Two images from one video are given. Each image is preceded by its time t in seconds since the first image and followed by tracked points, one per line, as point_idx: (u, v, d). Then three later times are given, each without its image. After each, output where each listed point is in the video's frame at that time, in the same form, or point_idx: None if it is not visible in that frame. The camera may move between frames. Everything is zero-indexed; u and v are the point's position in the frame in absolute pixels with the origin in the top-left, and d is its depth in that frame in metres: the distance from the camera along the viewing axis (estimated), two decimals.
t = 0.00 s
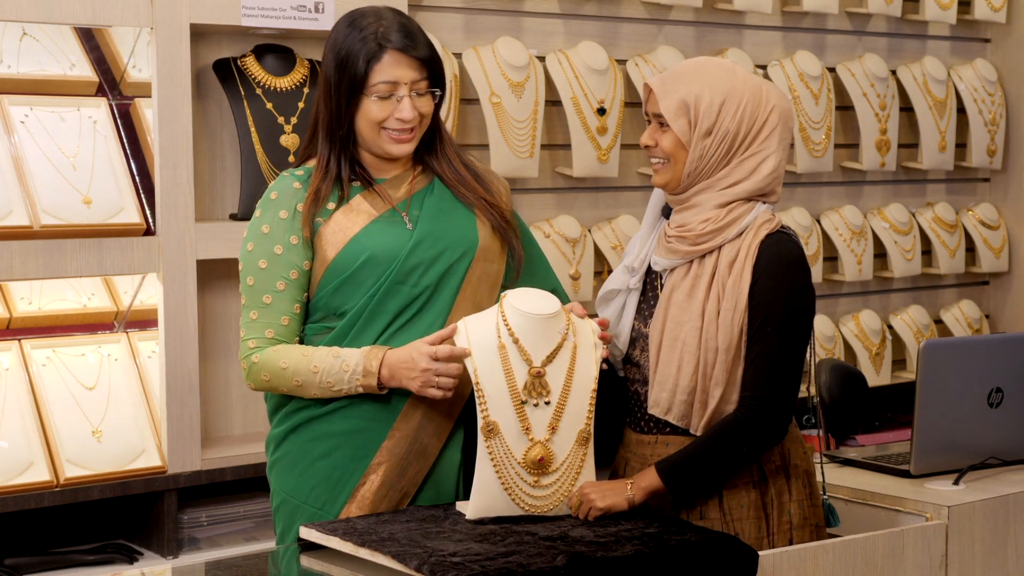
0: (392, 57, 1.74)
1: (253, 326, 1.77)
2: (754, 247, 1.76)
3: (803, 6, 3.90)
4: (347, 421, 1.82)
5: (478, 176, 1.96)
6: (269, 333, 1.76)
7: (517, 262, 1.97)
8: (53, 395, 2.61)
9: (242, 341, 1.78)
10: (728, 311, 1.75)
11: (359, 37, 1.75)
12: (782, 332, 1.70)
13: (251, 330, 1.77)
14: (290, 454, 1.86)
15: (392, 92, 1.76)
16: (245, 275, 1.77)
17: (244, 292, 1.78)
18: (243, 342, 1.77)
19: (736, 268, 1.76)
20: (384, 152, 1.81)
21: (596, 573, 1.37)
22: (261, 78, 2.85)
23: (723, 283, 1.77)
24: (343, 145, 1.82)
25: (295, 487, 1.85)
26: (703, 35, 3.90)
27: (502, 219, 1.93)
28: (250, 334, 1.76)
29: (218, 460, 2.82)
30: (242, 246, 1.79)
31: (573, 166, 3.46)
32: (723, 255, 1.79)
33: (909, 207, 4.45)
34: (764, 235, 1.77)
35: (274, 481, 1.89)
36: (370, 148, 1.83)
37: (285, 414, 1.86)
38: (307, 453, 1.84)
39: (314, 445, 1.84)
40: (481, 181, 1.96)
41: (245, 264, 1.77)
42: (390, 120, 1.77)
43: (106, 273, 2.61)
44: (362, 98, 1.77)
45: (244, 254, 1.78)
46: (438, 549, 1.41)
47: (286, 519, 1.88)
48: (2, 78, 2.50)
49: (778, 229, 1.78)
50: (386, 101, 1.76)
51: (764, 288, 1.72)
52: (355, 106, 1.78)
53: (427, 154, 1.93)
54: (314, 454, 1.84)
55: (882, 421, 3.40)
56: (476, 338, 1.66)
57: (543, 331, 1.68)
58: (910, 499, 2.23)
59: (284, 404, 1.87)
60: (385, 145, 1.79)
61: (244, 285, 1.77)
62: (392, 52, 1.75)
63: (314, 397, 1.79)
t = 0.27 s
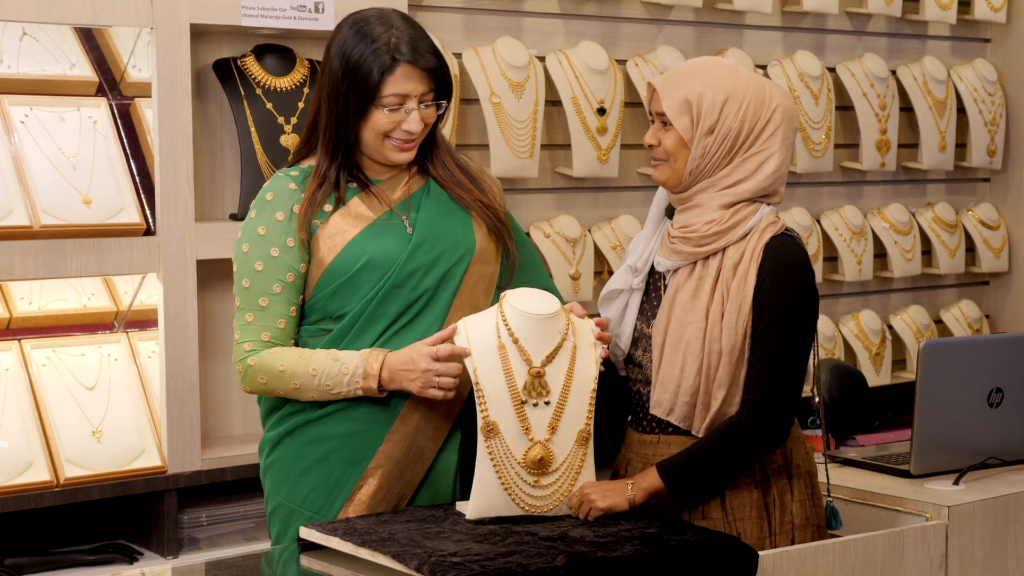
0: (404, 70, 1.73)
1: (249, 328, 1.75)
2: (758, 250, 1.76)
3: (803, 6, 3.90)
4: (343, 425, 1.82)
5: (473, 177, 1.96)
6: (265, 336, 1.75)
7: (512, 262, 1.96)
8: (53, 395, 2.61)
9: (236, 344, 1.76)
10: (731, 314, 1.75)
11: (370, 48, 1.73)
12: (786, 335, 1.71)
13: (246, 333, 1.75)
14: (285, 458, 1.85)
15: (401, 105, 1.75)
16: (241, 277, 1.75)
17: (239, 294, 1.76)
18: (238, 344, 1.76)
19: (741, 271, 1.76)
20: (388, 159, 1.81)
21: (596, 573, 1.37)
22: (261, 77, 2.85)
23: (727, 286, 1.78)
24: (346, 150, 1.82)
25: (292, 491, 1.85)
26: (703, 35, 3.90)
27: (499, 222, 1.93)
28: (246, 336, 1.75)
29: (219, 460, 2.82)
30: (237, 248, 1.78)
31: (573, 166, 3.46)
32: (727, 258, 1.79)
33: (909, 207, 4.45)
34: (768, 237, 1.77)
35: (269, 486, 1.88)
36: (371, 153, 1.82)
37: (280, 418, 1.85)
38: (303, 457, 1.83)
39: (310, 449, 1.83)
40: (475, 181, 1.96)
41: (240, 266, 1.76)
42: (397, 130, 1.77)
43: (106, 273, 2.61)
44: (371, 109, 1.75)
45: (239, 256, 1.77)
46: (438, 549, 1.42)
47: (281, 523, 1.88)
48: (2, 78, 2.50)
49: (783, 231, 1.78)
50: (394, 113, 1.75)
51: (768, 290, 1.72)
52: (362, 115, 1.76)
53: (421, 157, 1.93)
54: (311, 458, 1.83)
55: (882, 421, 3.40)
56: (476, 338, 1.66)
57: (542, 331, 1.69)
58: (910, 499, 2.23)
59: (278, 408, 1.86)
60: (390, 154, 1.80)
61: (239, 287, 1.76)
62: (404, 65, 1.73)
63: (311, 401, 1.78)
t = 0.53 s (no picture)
0: (406, 68, 1.74)
1: (246, 330, 1.75)
2: (766, 252, 1.76)
3: (803, 6, 3.90)
4: (341, 428, 1.82)
5: (467, 175, 1.97)
6: (263, 338, 1.75)
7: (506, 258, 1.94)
8: (53, 395, 2.61)
9: (232, 345, 1.76)
10: (737, 316, 1.75)
11: (367, 51, 1.73)
12: (790, 336, 1.70)
13: (244, 335, 1.75)
14: (283, 460, 1.85)
15: (407, 102, 1.75)
16: (237, 279, 1.75)
17: (235, 296, 1.76)
18: (235, 346, 1.75)
19: (747, 272, 1.76)
20: (395, 158, 1.81)
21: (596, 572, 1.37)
22: (261, 77, 2.85)
23: (733, 287, 1.78)
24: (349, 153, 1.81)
25: (290, 493, 1.85)
26: (703, 35, 3.90)
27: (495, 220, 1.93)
28: (243, 338, 1.74)
29: (218, 460, 2.82)
30: (232, 249, 1.77)
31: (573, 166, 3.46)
32: (733, 260, 1.79)
33: (909, 207, 4.45)
34: (776, 240, 1.77)
35: (266, 490, 1.88)
36: (376, 154, 1.82)
37: (278, 420, 1.85)
38: (301, 460, 1.83)
39: (308, 452, 1.83)
40: (468, 177, 1.96)
41: (236, 267, 1.76)
42: (406, 127, 1.77)
43: (106, 273, 2.61)
44: (377, 110, 1.75)
45: (235, 257, 1.76)
46: (438, 549, 1.42)
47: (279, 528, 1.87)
48: (2, 78, 2.50)
49: (790, 234, 1.79)
50: (401, 111, 1.75)
51: (772, 292, 1.72)
52: (369, 117, 1.76)
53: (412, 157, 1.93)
54: (309, 461, 1.83)
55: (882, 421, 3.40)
56: (476, 338, 1.66)
57: (543, 331, 1.69)
58: (910, 499, 2.23)
59: (275, 411, 1.86)
60: (398, 152, 1.80)
61: (236, 289, 1.75)
62: (405, 62, 1.74)
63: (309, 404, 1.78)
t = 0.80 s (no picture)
0: (404, 58, 1.75)
1: (246, 331, 1.74)
2: (770, 252, 1.75)
3: (803, 6, 3.91)
4: (341, 431, 1.82)
5: (458, 173, 1.98)
6: (262, 339, 1.74)
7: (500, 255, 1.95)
8: (53, 395, 2.62)
9: (231, 347, 1.75)
10: (740, 315, 1.75)
11: (364, 45, 1.73)
12: (792, 336, 1.70)
13: (242, 337, 1.74)
14: (283, 463, 1.84)
15: (406, 93, 1.76)
16: (236, 280, 1.73)
17: (234, 297, 1.75)
18: (234, 348, 1.74)
19: (751, 271, 1.75)
20: (395, 153, 1.80)
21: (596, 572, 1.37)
22: (261, 77, 2.85)
23: (736, 286, 1.77)
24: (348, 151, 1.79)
25: (290, 496, 1.84)
26: (703, 34, 3.90)
27: (488, 216, 1.93)
28: (242, 340, 1.73)
29: (219, 460, 2.82)
30: (229, 249, 1.76)
31: (573, 165, 3.46)
32: (738, 260, 1.79)
33: (909, 207, 4.45)
34: (780, 240, 1.77)
35: (263, 495, 1.87)
36: (375, 151, 1.81)
37: (278, 422, 1.85)
38: (300, 463, 1.83)
39: (308, 456, 1.83)
40: (456, 171, 1.97)
41: (234, 268, 1.74)
42: (407, 119, 1.77)
43: (106, 273, 2.61)
44: (377, 103, 1.75)
45: (233, 257, 1.75)
46: (438, 549, 1.41)
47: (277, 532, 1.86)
48: (2, 78, 2.50)
49: (795, 235, 1.78)
50: (401, 102, 1.76)
51: (775, 293, 1.72)
52: (369, 112, 1.75)
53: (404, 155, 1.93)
54: (308, 464, 1.83)
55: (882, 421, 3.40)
56: (477, 338, 1.66)
57: (543, 331, 1.69)
58: (910, 499, 2.23)
59: (274, 413, 1.85)
60: (400, 146, 1.79)
61: (234, 290, 1.74)
62: (402, 53, 1.75)
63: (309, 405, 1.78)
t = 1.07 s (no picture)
0: (403, 61, 1.75)
1: (243, 331, 1.74)
2: (771, 252, 1.75)
3: (803, 6, 3.91)
4: (340, 431, 1.82)
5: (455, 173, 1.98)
6: (260, 338, 1.74)
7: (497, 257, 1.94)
8: (53, 395, 2.62)
9: (228, 346, 1.74)
10: (740, 315, 1.75)
11: (364, 45, 1.73)
12: (793, 337, 1.70)
13: (239, 336, 1.74)
14: (281, 464, 1.84)
15: (403, 96, 1.76)
16: (233, 279, 1.73)
17: (231, 296, 1.74)
18: (231, 347, 1.74)
19: (752, 273, 1.75)
20: (389, 155, 1.81)
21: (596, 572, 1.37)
22: (260, 77, 2.85)
23: (737, 288, 1.77)
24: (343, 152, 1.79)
25: (288, 497, 1.83)
26: (703, 34, 3.90)
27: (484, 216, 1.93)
28: (239, 339, 1.73)
29: (219, 460, 2.82)
30: (226, 248, 1.75)
31: (573, 165, 3.46)
32: (739, 260, 1.79)
33: (909, 207, 4.45)
34: (782, 239, 1.76)
35: (261, 496, 1.86)
36: (371, 151, 1.81)
37: (276, 423, 1.84)
38: (299, 464, 1.83)
39: (307, 456, 1.82)
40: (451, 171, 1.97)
41: (231, 266, 1.74)
42: (402, 122, 1.77)
43: (106, 273, 2.61)
44: (373, 104, 1.75)
45: (230, 256, 1.74)
46: (438, 549, 1.41)
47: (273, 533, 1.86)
48: (2, 78, 2.50)
49: (797, 233, 1.78)
50: (397, 105, 1.76)
51: (776, 294, 1.72)
52: (364, 113, 1.75)
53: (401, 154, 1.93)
54: (307, 465, 1.83)
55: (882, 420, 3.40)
56: (477, 338, 1.67)
57: (542, 331, 1.69)
58: (910, 499, 2.23)
59: (272, 414, 1.85)
60: (393, 148, 1.79)
61: (231, 288, 1.74)
62: (401, 56, 1.75)
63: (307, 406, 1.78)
